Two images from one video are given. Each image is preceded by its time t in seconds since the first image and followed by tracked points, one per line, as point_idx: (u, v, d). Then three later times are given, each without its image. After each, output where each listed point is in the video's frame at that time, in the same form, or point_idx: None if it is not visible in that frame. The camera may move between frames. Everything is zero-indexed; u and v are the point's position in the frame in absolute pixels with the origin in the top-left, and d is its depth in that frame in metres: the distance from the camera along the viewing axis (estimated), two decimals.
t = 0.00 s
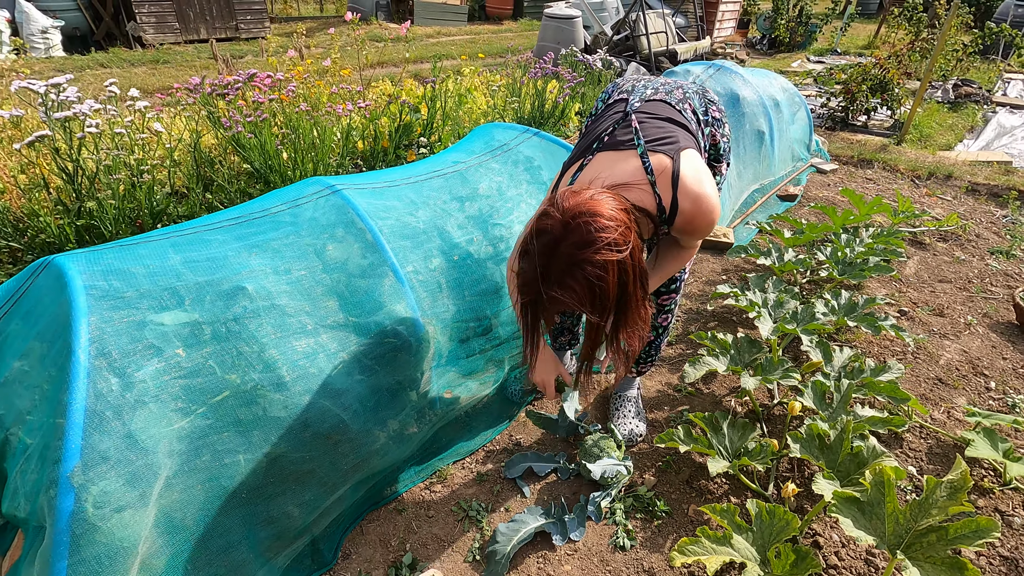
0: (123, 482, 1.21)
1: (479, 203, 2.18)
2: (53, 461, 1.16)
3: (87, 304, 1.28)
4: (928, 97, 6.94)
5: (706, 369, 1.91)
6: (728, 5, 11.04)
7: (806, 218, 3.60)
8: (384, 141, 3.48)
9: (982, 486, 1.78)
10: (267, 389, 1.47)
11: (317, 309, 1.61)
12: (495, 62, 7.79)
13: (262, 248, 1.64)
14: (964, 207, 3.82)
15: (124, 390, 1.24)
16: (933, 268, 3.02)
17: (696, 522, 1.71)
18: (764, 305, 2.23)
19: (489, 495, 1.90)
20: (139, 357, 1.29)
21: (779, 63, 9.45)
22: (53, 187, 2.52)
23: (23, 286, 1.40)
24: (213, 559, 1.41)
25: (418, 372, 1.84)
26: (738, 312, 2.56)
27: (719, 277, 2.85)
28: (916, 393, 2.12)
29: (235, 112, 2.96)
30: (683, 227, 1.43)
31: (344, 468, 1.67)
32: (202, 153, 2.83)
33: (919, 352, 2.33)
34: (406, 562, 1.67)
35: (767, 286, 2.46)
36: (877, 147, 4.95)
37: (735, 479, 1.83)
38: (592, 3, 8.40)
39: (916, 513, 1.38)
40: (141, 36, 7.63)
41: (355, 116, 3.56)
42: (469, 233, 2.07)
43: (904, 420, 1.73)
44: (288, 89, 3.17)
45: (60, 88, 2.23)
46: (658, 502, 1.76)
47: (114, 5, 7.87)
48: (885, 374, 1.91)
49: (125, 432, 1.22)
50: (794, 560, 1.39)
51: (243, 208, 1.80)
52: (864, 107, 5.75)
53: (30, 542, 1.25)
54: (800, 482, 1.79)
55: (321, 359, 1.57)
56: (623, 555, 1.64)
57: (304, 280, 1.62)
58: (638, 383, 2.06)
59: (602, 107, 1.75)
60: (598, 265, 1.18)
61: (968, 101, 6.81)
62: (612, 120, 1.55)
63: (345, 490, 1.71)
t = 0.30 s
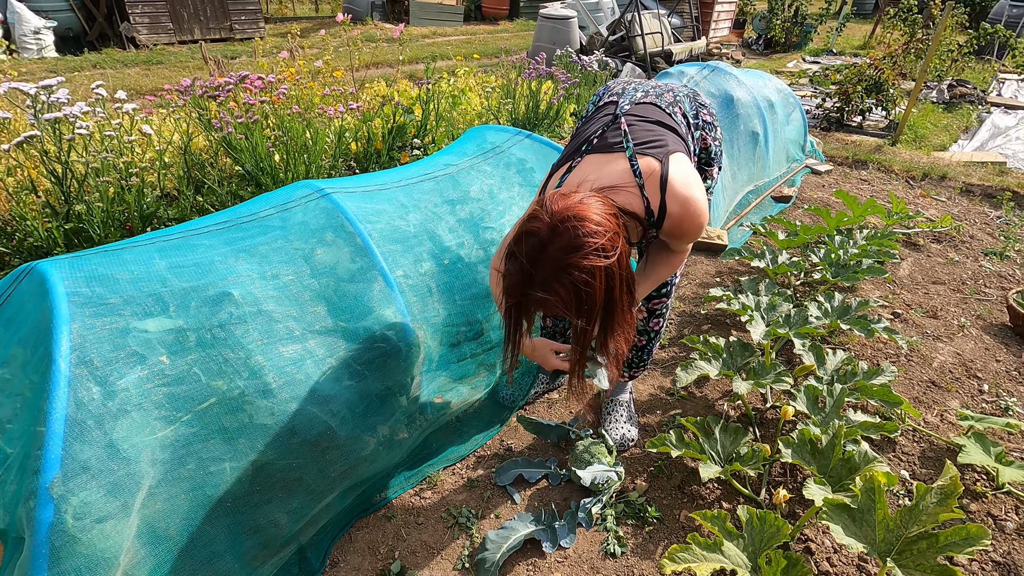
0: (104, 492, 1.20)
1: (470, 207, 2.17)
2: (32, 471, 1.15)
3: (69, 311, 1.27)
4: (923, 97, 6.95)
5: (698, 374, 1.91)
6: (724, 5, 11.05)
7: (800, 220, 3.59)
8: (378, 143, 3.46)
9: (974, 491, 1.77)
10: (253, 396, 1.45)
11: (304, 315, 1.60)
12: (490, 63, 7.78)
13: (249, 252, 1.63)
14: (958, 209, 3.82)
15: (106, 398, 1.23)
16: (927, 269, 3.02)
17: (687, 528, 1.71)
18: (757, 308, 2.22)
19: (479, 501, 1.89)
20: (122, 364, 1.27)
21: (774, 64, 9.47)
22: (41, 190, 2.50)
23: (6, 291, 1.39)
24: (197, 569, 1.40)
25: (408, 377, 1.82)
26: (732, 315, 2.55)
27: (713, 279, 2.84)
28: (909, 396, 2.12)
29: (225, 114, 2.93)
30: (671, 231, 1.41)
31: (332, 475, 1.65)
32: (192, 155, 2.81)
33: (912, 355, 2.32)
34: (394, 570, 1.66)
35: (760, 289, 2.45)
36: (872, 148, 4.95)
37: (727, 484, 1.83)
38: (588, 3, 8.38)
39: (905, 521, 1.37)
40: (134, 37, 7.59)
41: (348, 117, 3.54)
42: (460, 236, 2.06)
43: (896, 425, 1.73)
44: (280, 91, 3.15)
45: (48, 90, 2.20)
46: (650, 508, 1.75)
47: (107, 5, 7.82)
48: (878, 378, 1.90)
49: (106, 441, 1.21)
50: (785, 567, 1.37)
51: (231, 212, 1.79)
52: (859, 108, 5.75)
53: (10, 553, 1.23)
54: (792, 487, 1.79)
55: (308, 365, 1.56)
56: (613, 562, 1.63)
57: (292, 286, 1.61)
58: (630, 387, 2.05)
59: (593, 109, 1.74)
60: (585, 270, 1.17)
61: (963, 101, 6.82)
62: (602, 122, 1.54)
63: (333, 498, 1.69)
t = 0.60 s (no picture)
0: (76, 500, 1.17)
1: (460, 205, 2.13)
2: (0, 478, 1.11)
3: (41, 312, 1.23)
4: (918, 96, 6.93)
5: (691, 375, 1.88)
6: (719, 5, 11.03)
7: (795, 219, 3.57)
8: (369, 141, 3.42)
9: (972, 493, 1.74)
10: (233, 400, 1.41)
11: (288, 315, 1.56)
12: (485, 62, 7.74)
13: (233, 252, 1.59)
14: (954, 207, 3.79)
15: (78, 403, 1.20)
16: (923, 268, 2.99)
17: (680, 532, 1.68)
18: (751, 308, 2.19)
19: (467, 506, 1.85)
20: (95, 368, 1.23)
21: (770, 63, 9.46)
22: (24, 190, 2.46)
23: None
24: None
25: (396, 380, 1.79)
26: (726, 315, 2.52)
27: (708, 279, 2.81)
28: (905, 396, 2.09)
29: (213, 112, 2.89)
30: (657, 231, 1.38)
31: (317, 480, 1.61)
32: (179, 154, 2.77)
33: (908, 354, 2.29)
34: None
35: (755, 288, 2.41)
36: (868, 147, 4.94)
37: (721, 487, 1.80)
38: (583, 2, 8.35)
39: (905, 525, 1.34)
40: (126, 36, 7.52)
41: (339, 115, 3.50)
42: (449, 236, 2.02)
43: (892, 426, 1.69)
44: (269, 89, 3.12)
45: (27, 88, 2.16)
46: (642, 512, 1.72)
47: (99, 4, 7.75)
48: (874, 378, 1.87)
49: (78, 447, 1.18)
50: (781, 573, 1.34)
51: (216, 211, 1.75)
52: (855, 107, 5.73)
53: None
54: (787, 490, 1.76)
55: (291, 367, 1.52)
56: (604, 568, 1.60)
57: (275, 286, 1.57)
58: (623, 388, 2.02)
59: (579, 113, 1.71)
60: (563, 284, 1.14)
61: (958, 100, 6.81)
62: (583, 128, 1.52)
63: (318, 503, 1.66)
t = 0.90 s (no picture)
0: (57, 507, 1.15)
1: (453, 206, 2.11)
2: None
3: (23, 316, 1.21)
4: (914, 97, 6.93)
5: (686, 378, 1.86)
6: (716, 5, 11.03)
7: (792, 220, 3.55)
8: (364, 142, 3.40)
9: (970, 495, 1.73)
10: (221, 404, 1.39)
11: (277, 318, 1.54)
12: (481, 62, 7.72)
13: (221, 253, 1.56)
14: (951, 207, 3.79)
15: (61, 408, 1.17)
16: (920, 269, 2.98)
17: (675, 536, 1.66)
18: (747, 309, 2.18)
19: (460, 511, 1.83)
20: (78, 372, 1.21)
21: (767, 64, 9.46)
22: (13, 191, 2.43)
23: None
24: None
25: (387, 383, 1.76)
26: (723, 316, 2.50)
27: (704, 280, 2.80)
28: (903, 398, 2.07)
29: (205, 112, 2.87)
30: (650, 235, 1.36)
31: (307, 485, 1.59)
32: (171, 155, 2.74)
33: (905, 356, 2.28)
34: None
35: (751, 289, 2.40)
36: (864, 147, 4.93)
37: (716, 491, 1.78)
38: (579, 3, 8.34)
39: (900, 529, 1.33)
40: (120, 36, 7.48)
41: (334, 116, 3.48)
42: (442, 236, 2.00)
43: (889, 428, 1.68)
44: (262, 88, 3.10)
45: (16, 87, 2.13)
46: (636, 516, 1.71)
47: (93, 4, 7.70)
48: (871, 380, 1.85)
49: (59, 453, 1.16)
50: None
51: (206, 211, 1.73)
52: (851, 107, 5.72)
53: None
54: (784, 494, 1.74)
55: (280, 370, 1.50)
56: (598, 573, 1.58)
57: (264, 288, 1.55)
58: (618, 390, 2.00)
59: (570, 117, 1.70)
60: (552, 295, 1.12)
61: (955, 100, 6.81)
62: (574, 135, 1.51)
63: (308, 508, 1.64)
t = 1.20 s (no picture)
0: (47, 513, 1.14)
1: (449, 208, 2.10)
2: None
3: (15, 319, 1.21)
4: (910, 98, 6.94)
5: (683, 380, 1.85)
6: (713, 7, 11.05)
7: (789, 221, 3.56)
8: (361, 144, 3.39)
9: (967, 497, 1.72)
10: (214, 407, 1.38)
11: (271, 321, 1.53)
12: (479, 64, 7.72)
13: (216, 256, 1.56)
14: (947, 209, 3.79)
15: (52, 412, 1.17)
16: (916, 270, 2.99)
17: (672, 540, 1.66)
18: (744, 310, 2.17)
19: (456, 514, 1.83)
20: (70, 376, 1.21)
21: (764, 65, 9.48)
22: (7, 193, 2.41)
23: None
24: None
25: (383, 386, 1.75)
26: (719, 318, 2.50)
27: (701, 282, 2.80)
28: (899, 400, 2.07)
29: (200, 113, 2.86)
30: (648, 235, 1.35)
31: (301, 489, 1.58)
32: (166, 157, 2.73)
33: (902, 357, 2.28)
34: None
35: (747, 291, 2.39)
36: (861, 149, 4.94)
37: (713, 494, 1.78)
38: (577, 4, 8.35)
39: (896, 532, 1.33)
40: (117, 38, 7.47)
41: (330, 118, 3.48)
42: (438, 239, 1.99)
43: (886, 431, 1.68)
44: (257, 90, 3.09)
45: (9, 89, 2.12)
46: (633, 519, 1.70)
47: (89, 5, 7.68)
48: (868, 382, 1.85)
49: (50, 458, 1.15)
50: None
51: (201, 213, 1.72)
52: (848, 108, 5.73)
53: None
54: (781, 497, 1.74)
55: (274, 373, 1.49)
56: None
57: (258, 291, 1.54)
58: (615, 393, 2.00)
59: (566, 119, 1.70)
60: (552, 294, 1.11)
61: (951, 102, 6.83)
62: (570, 135, 1.50)
63: (302, 513, 1.63)
